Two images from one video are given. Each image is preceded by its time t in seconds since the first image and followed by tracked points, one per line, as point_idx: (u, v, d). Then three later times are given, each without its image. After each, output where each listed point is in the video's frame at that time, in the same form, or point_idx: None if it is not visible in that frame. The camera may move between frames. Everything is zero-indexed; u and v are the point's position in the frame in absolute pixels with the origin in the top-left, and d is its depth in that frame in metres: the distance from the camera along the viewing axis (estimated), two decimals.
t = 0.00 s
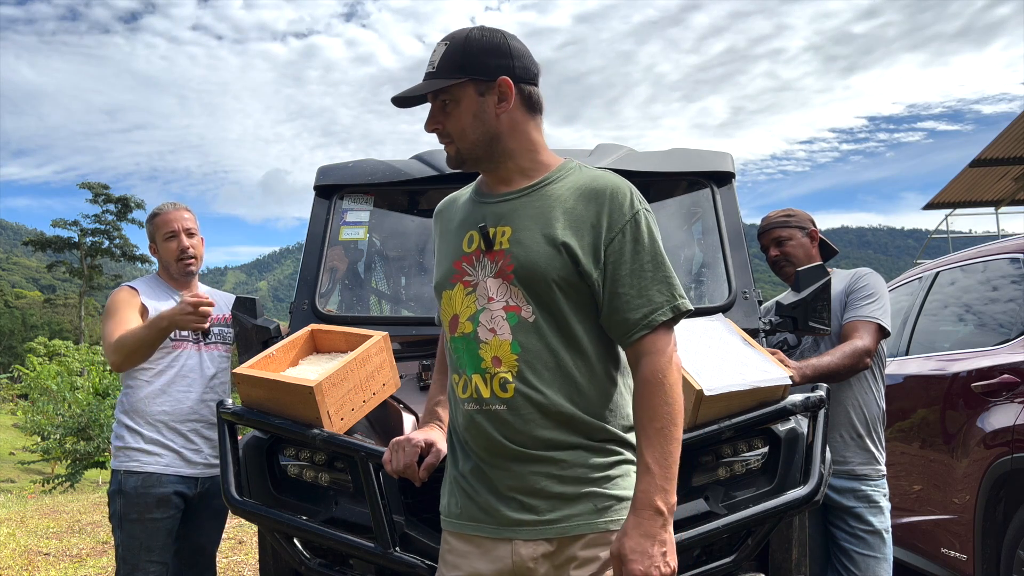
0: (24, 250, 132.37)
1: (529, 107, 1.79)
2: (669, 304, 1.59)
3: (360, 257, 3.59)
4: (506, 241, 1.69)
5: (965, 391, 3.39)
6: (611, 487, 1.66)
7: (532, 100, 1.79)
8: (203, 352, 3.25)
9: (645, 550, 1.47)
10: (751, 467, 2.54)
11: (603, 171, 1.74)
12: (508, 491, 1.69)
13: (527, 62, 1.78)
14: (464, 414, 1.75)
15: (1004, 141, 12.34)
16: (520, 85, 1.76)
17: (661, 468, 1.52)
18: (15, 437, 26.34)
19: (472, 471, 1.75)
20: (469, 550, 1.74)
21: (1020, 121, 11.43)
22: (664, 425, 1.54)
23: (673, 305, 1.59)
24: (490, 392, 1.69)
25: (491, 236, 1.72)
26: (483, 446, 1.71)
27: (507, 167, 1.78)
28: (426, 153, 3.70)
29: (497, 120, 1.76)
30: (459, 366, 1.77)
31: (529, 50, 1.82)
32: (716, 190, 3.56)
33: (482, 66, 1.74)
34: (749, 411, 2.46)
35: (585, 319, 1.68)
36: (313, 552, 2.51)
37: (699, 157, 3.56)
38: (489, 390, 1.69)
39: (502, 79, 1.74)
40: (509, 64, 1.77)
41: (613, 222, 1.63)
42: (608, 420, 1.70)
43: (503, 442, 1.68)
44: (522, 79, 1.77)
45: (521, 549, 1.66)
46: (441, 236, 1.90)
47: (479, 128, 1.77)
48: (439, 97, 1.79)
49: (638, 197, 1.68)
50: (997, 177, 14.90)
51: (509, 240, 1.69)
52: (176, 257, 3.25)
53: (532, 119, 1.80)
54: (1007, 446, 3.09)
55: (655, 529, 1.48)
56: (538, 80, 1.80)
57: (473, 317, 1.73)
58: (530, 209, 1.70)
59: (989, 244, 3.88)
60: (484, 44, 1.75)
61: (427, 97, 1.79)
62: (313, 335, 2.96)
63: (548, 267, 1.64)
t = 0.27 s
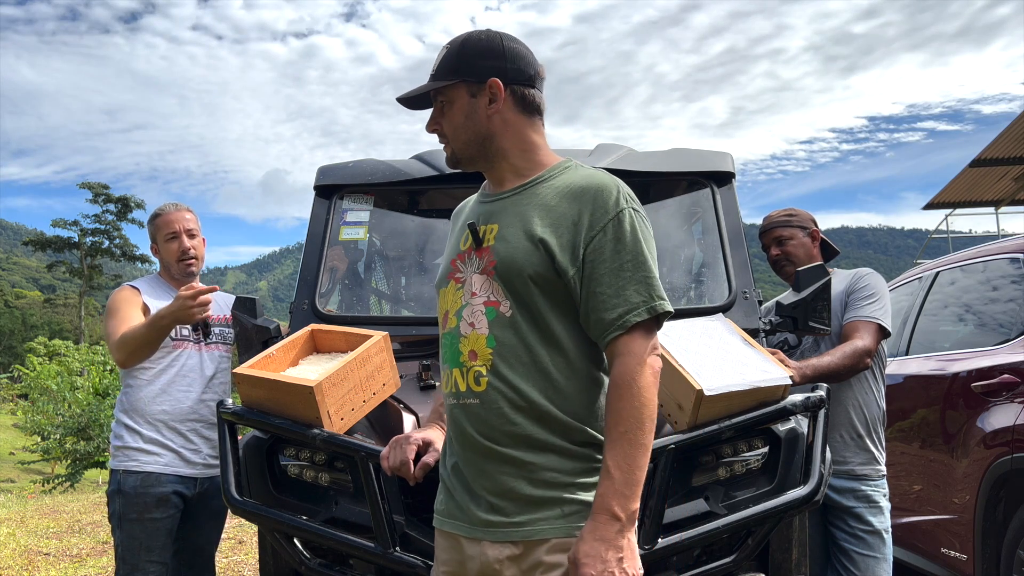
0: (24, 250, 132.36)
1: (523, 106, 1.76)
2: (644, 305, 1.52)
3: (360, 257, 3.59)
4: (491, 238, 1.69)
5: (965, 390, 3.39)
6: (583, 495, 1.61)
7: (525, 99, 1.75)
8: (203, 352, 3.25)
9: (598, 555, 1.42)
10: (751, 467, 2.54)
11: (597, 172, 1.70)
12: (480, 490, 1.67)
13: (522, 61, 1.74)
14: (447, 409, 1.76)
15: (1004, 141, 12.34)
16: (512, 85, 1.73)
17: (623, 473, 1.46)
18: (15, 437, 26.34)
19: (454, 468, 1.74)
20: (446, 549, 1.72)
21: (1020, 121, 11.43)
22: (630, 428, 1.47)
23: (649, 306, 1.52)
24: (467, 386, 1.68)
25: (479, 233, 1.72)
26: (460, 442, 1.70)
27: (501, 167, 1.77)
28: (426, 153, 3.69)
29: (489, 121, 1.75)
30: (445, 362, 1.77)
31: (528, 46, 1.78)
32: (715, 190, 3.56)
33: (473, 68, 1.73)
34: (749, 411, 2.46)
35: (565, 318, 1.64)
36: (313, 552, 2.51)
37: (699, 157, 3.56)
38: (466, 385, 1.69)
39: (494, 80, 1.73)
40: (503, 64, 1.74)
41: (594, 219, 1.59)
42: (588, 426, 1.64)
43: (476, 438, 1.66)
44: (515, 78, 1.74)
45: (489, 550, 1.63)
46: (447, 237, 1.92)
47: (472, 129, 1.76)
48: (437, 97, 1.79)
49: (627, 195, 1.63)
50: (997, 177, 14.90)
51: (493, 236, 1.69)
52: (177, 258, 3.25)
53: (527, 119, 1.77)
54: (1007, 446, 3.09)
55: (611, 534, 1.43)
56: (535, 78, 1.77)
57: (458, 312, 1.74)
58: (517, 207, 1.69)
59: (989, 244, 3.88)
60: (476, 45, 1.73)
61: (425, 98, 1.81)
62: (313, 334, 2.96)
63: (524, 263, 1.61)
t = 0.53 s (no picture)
0: (24, 250, 132.35)
1: (526, 106, 1.72)
2: (622, 302, 1.46)
3: (360, 257, 3.59)
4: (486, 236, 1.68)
5: (965, 390, 3.39)
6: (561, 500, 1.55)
7: (528, 99, 1.72)
8: (203, 352, 3.26)
9: (556, 555, 1.38)
10: (751, 467, 2.53)
11: (596, 169, 1.65)
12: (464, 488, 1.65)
13: (527, 60, 1.70)
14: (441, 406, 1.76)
15: (1004, 141, 12.34)
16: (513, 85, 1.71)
17: (588, 474, 1.40)
18: (15, 437, 26.33)
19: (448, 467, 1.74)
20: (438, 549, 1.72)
21: (1020, 121, 11.43)
22: (598, 428, 1.41)
23: (627, 304, 1.46)
24: (455, 382, 1.68)
25: (479, 232, 1.72)
26: (447, 439, 1.69)
27: (505, 168, 1.76)
28: (426, 153, 3.69)
29: (491, 121, 1.73)
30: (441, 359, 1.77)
31: (537, 44, 1.74)
32: (716, 190, 3.55)
33: (477, 69, 1.72)
34: (749, 411, 2.46)
35: (551, 316, 1.60)
36: (313, 552, 2.51)
37: (699, 157, 3.56)
38: (455, 381, 1.68)
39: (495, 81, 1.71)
40: (506, 64, 1.71)
41: (579, 215, 1.55)
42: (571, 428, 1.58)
43: (460, 435, 1.65)
44: (518, 78, 1.71)
45: (470, 551, 1.61)
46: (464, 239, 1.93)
47: (477, 129, 1.76)
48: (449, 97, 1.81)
49: (619, 191, 1.57)
50: (997, 177, 14.90)
51: (488, 233, 1.68)
52: (178, 259, 3.25)
53: (531, 119, 1.74)
54: (1007, 446, 3.09)
55: (570, 535, 1.38)
56: (540, 77, 1.72)
57: (455, 309, 1.74)
58: (513, 205, 1.67)
59: (989, 244, 3.88)
60: (481, 45, 1.72)
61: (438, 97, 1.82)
62: (313, 334, 2.96)
63: (507, 258, 1.58)
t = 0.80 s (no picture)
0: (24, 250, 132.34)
1: (541, 96, 1.70)
2: (602, 292, 1.41)
3: (360, 257, 3.59)
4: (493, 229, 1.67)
5: (965, 390, 3.39)
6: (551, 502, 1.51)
7: (543, 88, 1.70)
8: (202, 353, 3.26)
9: (523, 556, 1.38)
10: (751, 467, 2.53)
11: (599, 154, 1.59)
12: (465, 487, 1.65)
13: (541, 49, 1.69)
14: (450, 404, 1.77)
15: (1004, 141, 12.34)
16: (527, 77, 1.69)
17: (558, 475, 1.38)
18: (15, 437, 26.33)
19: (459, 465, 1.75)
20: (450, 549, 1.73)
21: (1020, 120, 11.43)
22: (570, 427, 1.38)
23: (607, 294, 1.41)
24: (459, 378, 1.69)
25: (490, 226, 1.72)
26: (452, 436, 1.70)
27: (523, 161, 1.75)
28: (426, 153, 3.69)
29: (506, 114, 1.73)
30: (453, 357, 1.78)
31: (553, 35, 1.72)
32: (715, 190, 3.56)
33: (492, 63, 1.72)
34: (749, 411, 2.46)
35: (545, 309, 1.56)
36: (313, 552, 2.51)
37: (699, 157, 3.56)
38: (458, 378, 1.69)
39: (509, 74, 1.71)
40: (520, 56, 1.70)
41: (569, 202, 1.50)
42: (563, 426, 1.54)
43: (459, 433, 1.65)
44: (531, 69, 1.69)
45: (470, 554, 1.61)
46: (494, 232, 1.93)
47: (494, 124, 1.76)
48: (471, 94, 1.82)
49: (614, 177, 1.51)
50: (997, 177, 14.90)
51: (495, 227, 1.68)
52: (178, 259, 3.25)
53: (547, 109, 1.71)
54: (1007, 446, 3.09)
55: (537, 536, 1.38)
56: (555, 66, 1.70)
57: (467, 305, 1.77)
58: (519, 196, 1.65)
59: (989, 244, 3.88)
60: (497, 40, 1.73)
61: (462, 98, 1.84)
62: (313, 334, 2.96)
63: (502, 251, 1.57)
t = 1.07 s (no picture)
0: (24, 250, 132.34)
1: (567, 80, 1.65)
2: (621, 286, 1.36)
3: (360, 257, 3.59)
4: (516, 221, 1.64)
5: (964, 390, 3.39)
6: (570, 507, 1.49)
7: (569, 72, 1.64)
8: (202, 353, 3.26)
9: (514, 549, 1.34)
10: (750, 467, 2.53)
11: (625, 142, 1.54)
12: (488, 488, 1.64)
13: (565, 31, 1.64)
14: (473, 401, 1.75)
15: (1004, 141, 12.34)
16: (553, 61, 1.65)
17: (560, 471, 1.33)
18: (15, 437, 26.33)
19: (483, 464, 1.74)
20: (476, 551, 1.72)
21: (1020, 120, 11.43)
22: (576, 422, 1.34)
23: (626, 288, 1.36)
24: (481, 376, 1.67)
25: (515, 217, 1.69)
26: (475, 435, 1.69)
27: (549, 149, 1.71)
28: (426, 153, 3.69)
29: (532, 101, 1.68)
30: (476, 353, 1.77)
31: (577, 16, 1.67)
32: (716, 190, 3.56)
33: (515, 49, 1.68)
34: (749, 411, 2.46)
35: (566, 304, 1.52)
36: (313, 552, 2.51)
37: (699, 157, 3.56)
38: (480, 376, 1.67)
39: (532, 59, 1.66)
40: (545, 40, 1.65)
41: (591, 192, 1.45)
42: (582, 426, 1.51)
43: (480, 432, 1.63)
44: (555, 53, 1.64)
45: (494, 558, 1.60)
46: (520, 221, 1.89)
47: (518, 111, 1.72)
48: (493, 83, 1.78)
49: (639, 165, 1.45)
50: (997, 177, 14.90)
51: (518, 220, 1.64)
52: (178, 259, 3.25)
53: (573, 93, 1.66)
54: (1007, 446, 3.09)
55: (532, 533, 1.34)
56: (581, 48, 1.65)
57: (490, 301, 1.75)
58: (544, 187, 1.61)
59: (989, 243, 3.88)
60: (519, 25, 1.69)
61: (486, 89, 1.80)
62: (313, 334, 2.96)
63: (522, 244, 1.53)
